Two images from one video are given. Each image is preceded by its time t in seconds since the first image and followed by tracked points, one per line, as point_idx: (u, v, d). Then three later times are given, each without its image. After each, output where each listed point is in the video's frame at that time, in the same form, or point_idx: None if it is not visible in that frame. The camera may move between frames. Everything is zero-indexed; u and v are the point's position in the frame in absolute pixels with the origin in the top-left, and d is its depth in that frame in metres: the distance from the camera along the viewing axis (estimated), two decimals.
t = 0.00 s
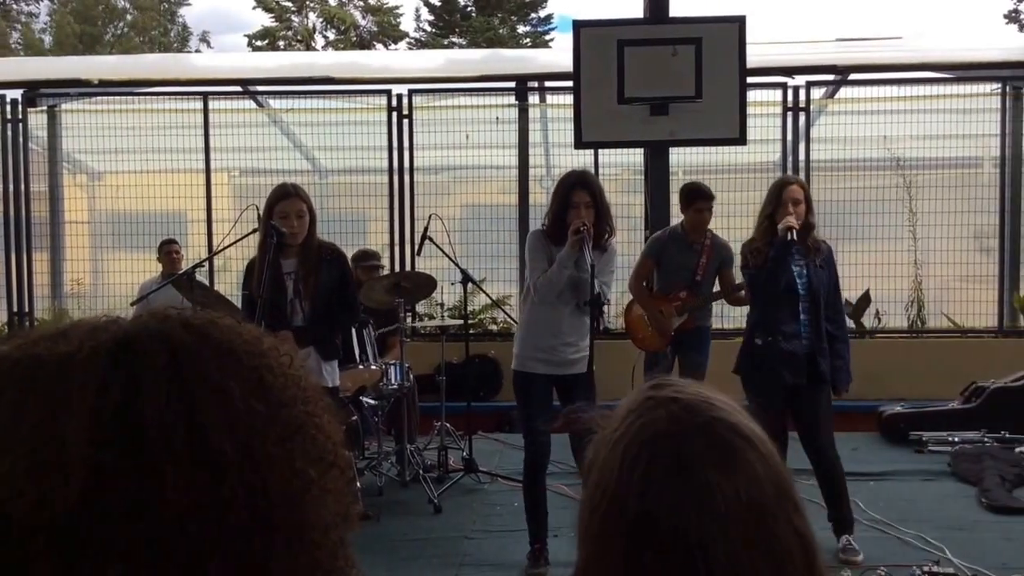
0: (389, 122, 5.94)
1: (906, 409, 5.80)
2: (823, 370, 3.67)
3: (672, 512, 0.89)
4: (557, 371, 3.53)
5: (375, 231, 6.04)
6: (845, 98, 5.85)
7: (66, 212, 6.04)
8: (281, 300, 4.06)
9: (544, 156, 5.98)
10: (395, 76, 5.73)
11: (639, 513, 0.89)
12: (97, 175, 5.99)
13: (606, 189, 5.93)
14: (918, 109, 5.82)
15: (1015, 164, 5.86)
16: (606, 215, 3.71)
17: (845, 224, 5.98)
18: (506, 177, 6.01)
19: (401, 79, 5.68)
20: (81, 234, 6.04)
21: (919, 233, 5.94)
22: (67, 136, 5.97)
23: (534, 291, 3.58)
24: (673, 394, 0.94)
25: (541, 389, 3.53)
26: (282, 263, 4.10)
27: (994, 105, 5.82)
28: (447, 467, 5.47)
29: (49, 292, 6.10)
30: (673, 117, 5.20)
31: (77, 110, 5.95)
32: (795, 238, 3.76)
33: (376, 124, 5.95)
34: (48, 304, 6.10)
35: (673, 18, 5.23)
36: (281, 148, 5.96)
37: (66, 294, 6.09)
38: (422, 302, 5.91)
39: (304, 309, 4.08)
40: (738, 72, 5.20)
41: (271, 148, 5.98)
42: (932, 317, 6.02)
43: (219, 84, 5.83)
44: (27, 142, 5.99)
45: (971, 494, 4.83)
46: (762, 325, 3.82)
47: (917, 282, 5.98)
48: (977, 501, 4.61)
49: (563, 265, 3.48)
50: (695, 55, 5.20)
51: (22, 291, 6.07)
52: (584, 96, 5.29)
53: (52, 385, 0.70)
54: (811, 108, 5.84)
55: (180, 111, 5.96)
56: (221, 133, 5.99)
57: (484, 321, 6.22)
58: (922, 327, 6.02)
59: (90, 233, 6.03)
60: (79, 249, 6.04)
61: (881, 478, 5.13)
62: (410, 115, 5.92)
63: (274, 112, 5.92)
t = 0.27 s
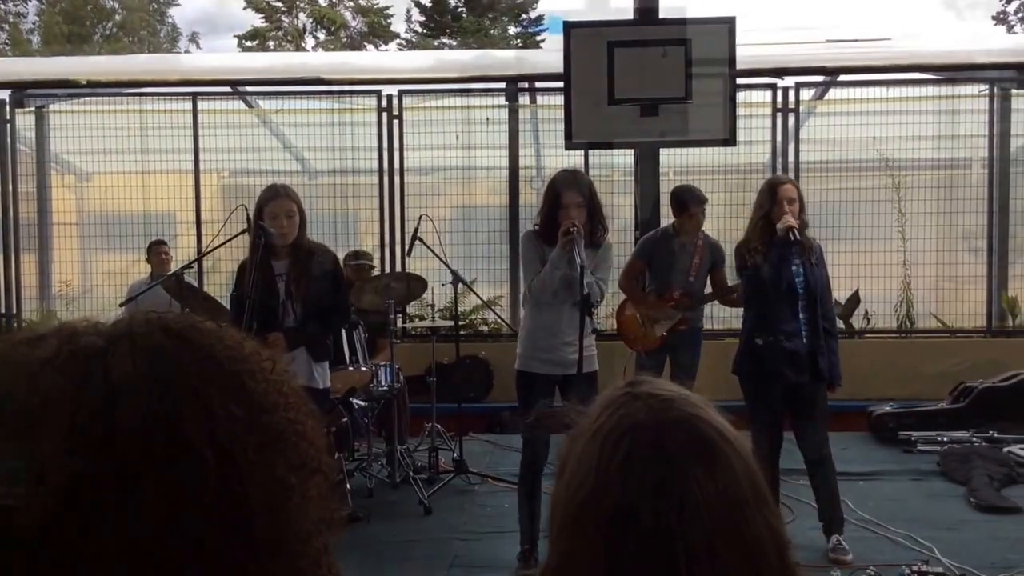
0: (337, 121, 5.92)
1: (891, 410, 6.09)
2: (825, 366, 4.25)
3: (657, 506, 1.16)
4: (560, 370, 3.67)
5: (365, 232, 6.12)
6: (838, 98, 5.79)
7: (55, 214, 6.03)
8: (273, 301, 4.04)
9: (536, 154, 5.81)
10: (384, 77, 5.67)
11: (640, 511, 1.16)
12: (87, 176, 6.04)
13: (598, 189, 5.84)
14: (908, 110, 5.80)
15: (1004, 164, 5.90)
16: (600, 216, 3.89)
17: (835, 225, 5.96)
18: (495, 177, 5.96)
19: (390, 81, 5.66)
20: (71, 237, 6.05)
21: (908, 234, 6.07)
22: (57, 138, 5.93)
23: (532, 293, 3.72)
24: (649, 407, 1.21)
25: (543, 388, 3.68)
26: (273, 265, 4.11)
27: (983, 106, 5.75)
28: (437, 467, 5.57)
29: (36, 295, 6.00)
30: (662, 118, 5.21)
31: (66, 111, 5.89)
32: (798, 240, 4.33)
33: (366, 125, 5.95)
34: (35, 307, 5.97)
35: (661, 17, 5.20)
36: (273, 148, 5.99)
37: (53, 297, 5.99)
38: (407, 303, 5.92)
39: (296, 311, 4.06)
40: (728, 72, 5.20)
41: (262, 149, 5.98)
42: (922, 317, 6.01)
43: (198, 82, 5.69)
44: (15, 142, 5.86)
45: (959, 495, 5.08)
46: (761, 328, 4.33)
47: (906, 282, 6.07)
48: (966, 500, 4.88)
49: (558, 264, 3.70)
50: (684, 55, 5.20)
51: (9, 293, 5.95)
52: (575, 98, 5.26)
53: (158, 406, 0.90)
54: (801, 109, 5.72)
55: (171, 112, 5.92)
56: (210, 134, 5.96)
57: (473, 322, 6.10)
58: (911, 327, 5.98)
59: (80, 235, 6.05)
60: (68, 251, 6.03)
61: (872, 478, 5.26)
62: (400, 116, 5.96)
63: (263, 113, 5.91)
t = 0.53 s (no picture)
0: (335, 121, 5.68)
1: (883, 410, 6.21)
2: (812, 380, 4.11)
3: (639, 485, 1.46)
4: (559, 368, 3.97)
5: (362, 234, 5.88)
6: (833, 99, 5.67)
7: (48, 214, 6.03)
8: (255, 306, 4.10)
9: (530, 156, 5.52)
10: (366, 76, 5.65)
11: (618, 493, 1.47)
12: (79, 176, 6.01)
13: (597, 190, 5.52)
14: (902, 112, 5.72)
15: (995, 164, 5.81)
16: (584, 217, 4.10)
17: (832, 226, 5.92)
18: (490, 178, 5.68)
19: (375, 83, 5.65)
20: (62, 238, 6.00)
21: (901, 236, 5.99)
22: (49, 137, 5.99)
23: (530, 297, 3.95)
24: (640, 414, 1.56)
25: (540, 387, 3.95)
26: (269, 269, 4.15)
27: (974, 106, 5.72)
28: (430, 468, 5.87)
29: (30, 296, 6.04)
30: (655, 119, 5.45)
31: (58, 111, 5.92)
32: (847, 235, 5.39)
33: (364, 125, 5.67)
34: (30, 307, 6.08)
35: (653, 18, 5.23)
36: (266, 148, 5.72)
37: (48, 297, 6.09)
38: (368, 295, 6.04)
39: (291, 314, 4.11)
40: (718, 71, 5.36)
41: (253, 150, 5.74)
42: (914, 317, 6.11)
43: (178, 82, 5.71)
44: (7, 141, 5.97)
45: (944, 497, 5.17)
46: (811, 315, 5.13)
47: (899, 283, 6.06)
48: (960, 501, 5.56)
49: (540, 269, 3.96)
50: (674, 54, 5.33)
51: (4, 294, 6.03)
52: (567, 103, 5.37)
53: (161, 406, 1.42)
54: (794, 110, 5.56)
55: (164, 111, 5.79)
56: (202, 134, 5.77)
57: (469, 322, 6.08)
58: (904, 327, 6.13)
59: (72, 237, 6.00)
60: (60, 252, 6.01)
61: (861, 476, 5.86)
62: (393, 118, 5.63)
63: (256, 114, 5.67)
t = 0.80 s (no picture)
0: (336, 122, 5.49)
1: (878, 409, 6.28)
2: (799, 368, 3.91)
3: (625, 476, 1.94)
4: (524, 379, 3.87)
5: (322, 226, 5.63)
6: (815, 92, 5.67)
7: (7, 207, 5.75)
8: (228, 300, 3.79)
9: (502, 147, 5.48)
10: (332, 66, 5.40)
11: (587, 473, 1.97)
12: (43, 173, 5.69)
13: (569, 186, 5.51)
14: (872, 104, 5.80)
15: (954, 151, 5.98)
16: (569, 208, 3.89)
17: (809, 218, 5.90)
18: (454, 169, 5.55)
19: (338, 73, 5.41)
20: (24, 232, 5.78)
21: (861, 221, 5.95)
22: (20, 132, 5.65)
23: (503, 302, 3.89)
24: (584, 413, 2.12)
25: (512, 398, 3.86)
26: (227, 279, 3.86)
27: (933, 101, 5.84)
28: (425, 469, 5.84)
29: None
30: (616, 110, 5.21)
31: (26, 104, 5.61)
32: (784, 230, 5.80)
33: (318, 121, 5.46)
34: None
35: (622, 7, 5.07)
36: (225, 141, 5.48)
37: (8, 295, 5.84)
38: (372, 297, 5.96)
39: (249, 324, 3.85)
40: (676, 67, 5.18)
41: (220, 149, 5.49)
42: (872, 303, 6.16)
43: (166, 75, 5.48)
44: None
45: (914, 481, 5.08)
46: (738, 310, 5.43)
47: (859, 269, 6.10)
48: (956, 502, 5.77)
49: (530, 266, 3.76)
50: (637, 49, 5.13)
51: None
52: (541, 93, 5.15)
53: (164, 418, 1.93)
54: (753, 98, 5.55)
55: (119, 102, 5.58)
56: (194, 133, 5.49)
57: (433, 312, 6.01)
58: (864, 313, 6.18)
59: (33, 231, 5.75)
60: (20, 246, 5.81)
61: (858, 477, 6.05)
62: (354, 107, 5.46)
63: (228, 112, 5.43)
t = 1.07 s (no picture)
0: (335, 120, 5.85)
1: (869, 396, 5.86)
2: (791, 361, 3.58)
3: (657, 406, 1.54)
4: (515, 369, 3.62)
5: (323, 225, 5.96)
6: (788, 89, 5.94)
7: (6, 208, 5.95)
8: (216, 304, 3.67)
9: (492, 143, 5.96)
10: (337, 67, 5.64)
11: (542, 465, 1.05)
12: (38, 169, 5.90)
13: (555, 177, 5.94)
14: (859, 100, 5.95)
15: (954, 151, 5.98)
16: (556, 202, 3.72)
17: (799, 215, 6.05)
18: (456, 167, 5.97)
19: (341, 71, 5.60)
20: (23, 232, 5.94)
21: (862, 221, 6.04)
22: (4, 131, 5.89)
23: (492, 288, 3.66)
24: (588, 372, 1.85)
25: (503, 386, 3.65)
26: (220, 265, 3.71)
27: (932, 96, 5.92)
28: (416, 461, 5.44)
29: None
30: (620, 110, 5.20)
31: (12, 104, 5.86)
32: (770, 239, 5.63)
33: (321, 115, 5.85)
34: None
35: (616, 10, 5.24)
36: (225, 140, 5.89)
37: (6, 294, 5.96)
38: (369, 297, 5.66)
39: (241, 311, 3.67)
40: (681, 60, 5.24)
41: (216, 140, 5.89)
42: (874, 304, 6.08)
43: (167, 76, 5.67)
44: None
45: (911, 480, 4.81)
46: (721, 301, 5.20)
47: (859, 268, 6.07)
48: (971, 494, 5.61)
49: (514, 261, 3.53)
50: (638, 48, 5.22)
51: None
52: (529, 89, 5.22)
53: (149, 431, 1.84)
54: (754, 98, 5.90)
55: (117, 102, 5.86)
56: (158, 125, 5.89)
57: (432, 315, 6.03)
58: (865, 314, 6.08)
59: (31, 230, 5.94)
60: (21, 246, 5.94)
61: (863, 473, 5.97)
62: (354, 107, 5.82)
63: (218, 104, 5.86)
